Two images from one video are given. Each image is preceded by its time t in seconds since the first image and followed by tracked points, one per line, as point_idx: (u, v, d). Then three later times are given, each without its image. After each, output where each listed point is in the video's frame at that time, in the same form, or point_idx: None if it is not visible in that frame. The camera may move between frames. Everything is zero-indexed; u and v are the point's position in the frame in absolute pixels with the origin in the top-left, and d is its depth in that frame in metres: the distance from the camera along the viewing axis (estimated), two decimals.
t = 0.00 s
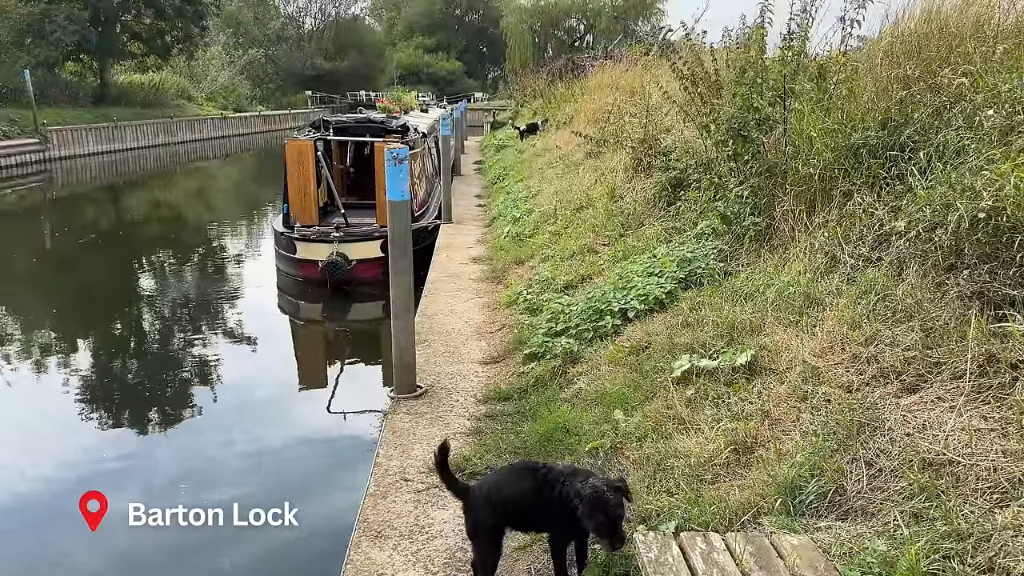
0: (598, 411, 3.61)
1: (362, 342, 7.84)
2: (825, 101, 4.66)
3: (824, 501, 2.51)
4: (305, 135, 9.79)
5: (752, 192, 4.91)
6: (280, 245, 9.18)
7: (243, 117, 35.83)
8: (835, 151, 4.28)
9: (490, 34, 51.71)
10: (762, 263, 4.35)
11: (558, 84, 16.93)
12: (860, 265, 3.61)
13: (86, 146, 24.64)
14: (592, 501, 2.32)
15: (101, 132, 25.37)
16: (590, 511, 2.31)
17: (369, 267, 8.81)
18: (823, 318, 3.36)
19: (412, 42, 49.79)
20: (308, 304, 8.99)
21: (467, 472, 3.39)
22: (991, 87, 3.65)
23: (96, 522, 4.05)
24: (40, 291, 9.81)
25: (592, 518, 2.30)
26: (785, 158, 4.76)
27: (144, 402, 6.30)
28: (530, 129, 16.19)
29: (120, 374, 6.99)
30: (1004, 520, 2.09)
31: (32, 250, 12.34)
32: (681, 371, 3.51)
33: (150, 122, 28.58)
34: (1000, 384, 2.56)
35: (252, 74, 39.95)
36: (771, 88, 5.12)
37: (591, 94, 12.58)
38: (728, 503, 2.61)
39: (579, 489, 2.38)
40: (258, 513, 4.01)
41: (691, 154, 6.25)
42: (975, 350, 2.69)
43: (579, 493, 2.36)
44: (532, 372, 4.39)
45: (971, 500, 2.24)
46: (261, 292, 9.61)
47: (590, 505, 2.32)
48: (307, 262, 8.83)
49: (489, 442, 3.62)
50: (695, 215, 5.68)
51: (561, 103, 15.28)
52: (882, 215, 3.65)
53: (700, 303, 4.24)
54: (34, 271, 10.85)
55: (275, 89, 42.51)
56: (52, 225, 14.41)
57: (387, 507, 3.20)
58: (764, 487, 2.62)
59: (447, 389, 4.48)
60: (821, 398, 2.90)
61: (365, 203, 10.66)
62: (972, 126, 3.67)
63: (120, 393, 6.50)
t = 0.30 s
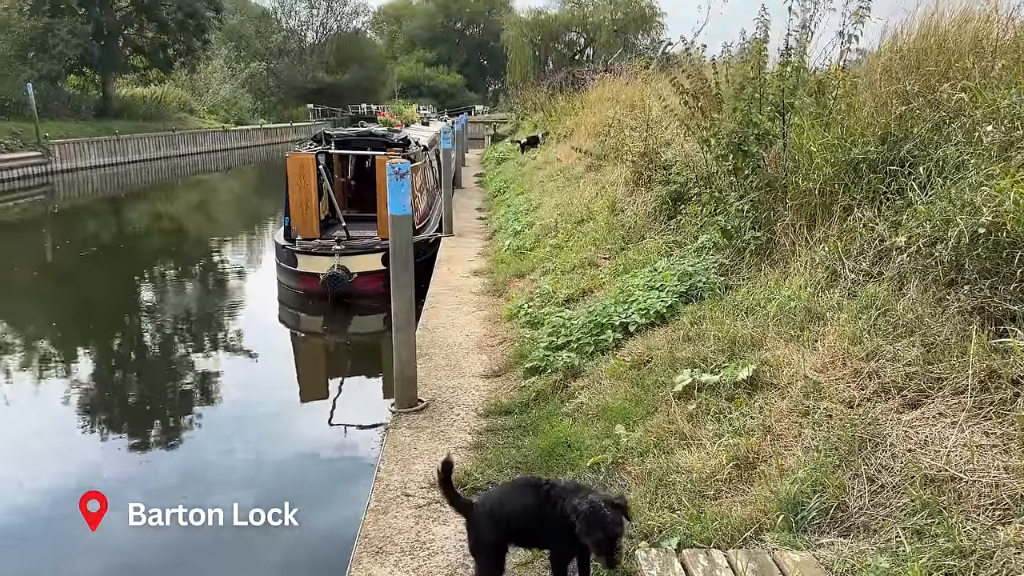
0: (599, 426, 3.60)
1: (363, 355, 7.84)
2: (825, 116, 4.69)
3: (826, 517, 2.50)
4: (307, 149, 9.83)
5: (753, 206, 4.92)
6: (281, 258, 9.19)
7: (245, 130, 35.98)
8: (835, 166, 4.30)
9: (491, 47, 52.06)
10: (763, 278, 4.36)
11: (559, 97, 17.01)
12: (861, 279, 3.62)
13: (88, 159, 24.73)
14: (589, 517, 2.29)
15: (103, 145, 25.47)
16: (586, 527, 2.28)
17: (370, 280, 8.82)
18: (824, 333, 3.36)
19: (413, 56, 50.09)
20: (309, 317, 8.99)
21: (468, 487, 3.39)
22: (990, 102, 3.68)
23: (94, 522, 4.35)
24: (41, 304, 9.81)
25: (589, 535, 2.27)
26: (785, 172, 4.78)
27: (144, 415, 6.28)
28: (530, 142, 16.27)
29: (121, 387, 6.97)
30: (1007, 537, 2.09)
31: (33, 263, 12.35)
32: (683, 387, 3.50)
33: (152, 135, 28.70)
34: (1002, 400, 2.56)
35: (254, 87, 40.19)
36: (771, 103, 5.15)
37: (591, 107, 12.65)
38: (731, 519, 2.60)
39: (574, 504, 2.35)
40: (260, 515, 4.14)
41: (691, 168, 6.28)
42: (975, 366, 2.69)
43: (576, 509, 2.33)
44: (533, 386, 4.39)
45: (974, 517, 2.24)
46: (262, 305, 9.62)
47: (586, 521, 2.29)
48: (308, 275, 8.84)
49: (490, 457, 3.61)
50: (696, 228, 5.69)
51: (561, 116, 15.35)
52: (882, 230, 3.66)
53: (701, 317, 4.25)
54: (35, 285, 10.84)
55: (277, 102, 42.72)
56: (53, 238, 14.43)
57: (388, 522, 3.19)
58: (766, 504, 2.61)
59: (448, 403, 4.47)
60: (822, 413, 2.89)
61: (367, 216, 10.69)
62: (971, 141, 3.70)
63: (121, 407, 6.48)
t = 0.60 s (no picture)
0: (600, 441, 3.60)
1: (364, 369, 7.84)
2: (824, 131, 4.72)
3: (827, 533, 2.50)
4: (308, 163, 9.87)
5: (752, 221, 4.94)
6: (282, 271, 9.21)
7: (247, 144, 36.14)
8: (834, 182, 4.33)
9: (492, 62, 52.50)
10: (763, 292, 4.37)
11: (559, 112, 17.12)
12: (861, 294, 3.62)
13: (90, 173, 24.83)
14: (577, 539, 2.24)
15: (105, 159, 25.58)
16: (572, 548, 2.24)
17: (371, 294, 8.84)
18: (825, 348, 3.37)
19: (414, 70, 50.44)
20: (309, 331, 9.00)
21: (469, 502, 3.39)
22: (988, 118, 3.71)
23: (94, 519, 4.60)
24: (42, 318, 9.81)
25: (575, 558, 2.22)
26: (784, 187, 4.80)
27: (144, 429, 6.26)
28: (530, 156, 16.36)
29: (122, 401, 6.95)
30: (1007, 554, 2.09)
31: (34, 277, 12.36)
32: (683, 402, 3.50)
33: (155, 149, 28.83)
34: (1001, 416, 2.56)
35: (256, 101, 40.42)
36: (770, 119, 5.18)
37: (592, 121, 12.73)
38: (731, 535, 2.59)
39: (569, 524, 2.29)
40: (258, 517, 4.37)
41: (691, 183, 6.31)
42: (975, 382, 2.69)
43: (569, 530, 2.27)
44: (534, 400, 4.39)
45: (975, 534, 2.24)
46: (263, 319, 9.62)
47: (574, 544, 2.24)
48: (309, 288, 8.86)
49: (490, 472, 3.61)
50: (696, 243, 5.71)
51: (562, 130, 15.43)
52: (881, 245, 3.67)
53: (701, 332, 4.25)
54: (36, 298, 10.85)
55: (279, 116, 42.94)
56: (54, 252, 14.44)
57: (388, 538, 3.18)
58: (766, 520, 2.60)
59: (449, 417, 4.47)
60: (822, 429, 2.89)
61: (368, 230, 10.72)
62: (970, 157, 3.72)
63: (122, 421, 6.46)
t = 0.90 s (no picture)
0: (600, 457, 3.60)
1: (365, 383, 7.83)
2: (824, 148, 4.75)
3: (827, 550, 2.48)
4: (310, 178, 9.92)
5: (752, 236, 4.95)
6: (283, 286, 9.22)
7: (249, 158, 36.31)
8: (833, 198, 4.36)
9: (493, 77, 52.84)
10: (763, 308, 4.38)
11: (560, 126, 17.21)
12: (860, 310, 3.63)
13: (93, 188, 24.93)
14: None
15: (107, 174, 25.70)
16: None
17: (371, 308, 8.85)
18: (824, 364, 3.38)
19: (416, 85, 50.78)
20: (310, 346, 9.00)
21: (468, 519, 3.40)
22: (985, 135, 3.74)
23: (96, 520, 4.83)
24: (43, 332, 9.83)
25: None
26: (783, 203, 4.83)
27: (145, 444, 6.25)
28: (530, 170, 16.45)
29: (122, 415, 6.94)
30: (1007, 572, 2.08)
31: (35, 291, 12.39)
32: (683, 418, 3.50)
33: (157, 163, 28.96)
34: (1001, 433, 2.56)
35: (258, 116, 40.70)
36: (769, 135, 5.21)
37: (592, 136, 12.79)
38: (731, 553, 2.60)
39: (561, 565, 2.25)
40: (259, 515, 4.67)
41: (691, 198, 6.33)
42: (974, 399, 2.69)
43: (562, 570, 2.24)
44: (534, 416, 4.39)
45: (974, 551, 2.23)
46: (264, 333, 9.63)
47: None
48: (310, 303, 8.88)
49: (489, 488, 3.61)
50: (696, 258, 5.72)
51: (563, 145, 15.50)
52: (880, 261, 3.68)
53: (701, 348, 4.26)
54: (37, 312, 10.86)
55: (281, 130, 43.16)
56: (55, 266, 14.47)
57: (387, 555, 3.17)
58: (766, 538, 2.60)
59: (449, 433, 4.46)
60: (822, 446, 2.89)
61: (369, 244, 10.75)
62: (967, 173, 3.74)
63: (122, 436, 6.44)
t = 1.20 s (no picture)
0: (601, 473, 3.60)
1: (367, 398, 7.83)
2: (823, 164, 4.78)
3: (828, 568, 2.47)
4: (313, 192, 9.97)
5: (752, 251, 4.97)
6: (286, 300, 9.25)
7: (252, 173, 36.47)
8: (833, 214, 4.38)
9: (494, 91, 53.16)
10: (764, 323, 4.38)
11: (561, 140, 17.30)
12: (861, 326, 3.64)
13: (96, 202, 25.06)
14: None
15: (111, 189, 25.84)
16: None
17: (374, 322, 8.87)
18: (825, 380, 3.38)
19: (417, 99, 51.08)
20: (312, 360, 9.01)
21: (469, 536, 3.40)
22: (984, 151, 3.76)
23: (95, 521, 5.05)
24: (46, 346, 9.87)
25: None
26: (783, 219, 4.85)
27: (147, 458, 6.26)
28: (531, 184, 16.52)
29: (124, 429, 6.96)
30: None
31: (38, 305, 12.44)
32: (683, 434, 3.50)
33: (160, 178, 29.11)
34: (1001, 450, 2.56)
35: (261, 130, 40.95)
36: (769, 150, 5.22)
37: (593, 150, 12.85)
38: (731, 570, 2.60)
39: None
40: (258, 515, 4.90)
41: (691, 213, 6.35)
42: (975, 416, 2.70)
43: None
44: (536, 432, 4.38)
45: (975, 570, 2.22)
46: (266, 347, 9.65)
47: None
48: (312, 317, 8.89)
49: (491, 505, 3.61)
50: (696, 272, 5.74)
51: (564, 158, 15.57)
52: (880, 277, 3.69)
53: (701, 363, 4.26)
54: (40, 327, 10.92)
55: (283, 145, 43.38)
56: (59, 280, 14.53)
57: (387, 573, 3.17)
58: (767, 555, 2.59)
59: (450, 449, 4.46)
60: (823, 462, 2.89)
61: (371, 258, 10.78)
62: (966, 189, 3.76)
63: (124, 449, 6.46)
